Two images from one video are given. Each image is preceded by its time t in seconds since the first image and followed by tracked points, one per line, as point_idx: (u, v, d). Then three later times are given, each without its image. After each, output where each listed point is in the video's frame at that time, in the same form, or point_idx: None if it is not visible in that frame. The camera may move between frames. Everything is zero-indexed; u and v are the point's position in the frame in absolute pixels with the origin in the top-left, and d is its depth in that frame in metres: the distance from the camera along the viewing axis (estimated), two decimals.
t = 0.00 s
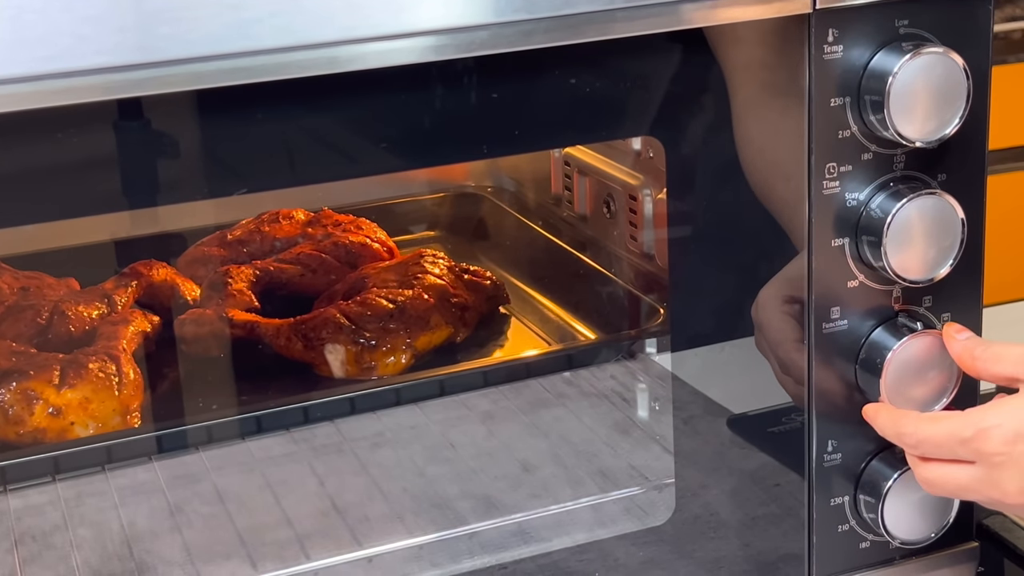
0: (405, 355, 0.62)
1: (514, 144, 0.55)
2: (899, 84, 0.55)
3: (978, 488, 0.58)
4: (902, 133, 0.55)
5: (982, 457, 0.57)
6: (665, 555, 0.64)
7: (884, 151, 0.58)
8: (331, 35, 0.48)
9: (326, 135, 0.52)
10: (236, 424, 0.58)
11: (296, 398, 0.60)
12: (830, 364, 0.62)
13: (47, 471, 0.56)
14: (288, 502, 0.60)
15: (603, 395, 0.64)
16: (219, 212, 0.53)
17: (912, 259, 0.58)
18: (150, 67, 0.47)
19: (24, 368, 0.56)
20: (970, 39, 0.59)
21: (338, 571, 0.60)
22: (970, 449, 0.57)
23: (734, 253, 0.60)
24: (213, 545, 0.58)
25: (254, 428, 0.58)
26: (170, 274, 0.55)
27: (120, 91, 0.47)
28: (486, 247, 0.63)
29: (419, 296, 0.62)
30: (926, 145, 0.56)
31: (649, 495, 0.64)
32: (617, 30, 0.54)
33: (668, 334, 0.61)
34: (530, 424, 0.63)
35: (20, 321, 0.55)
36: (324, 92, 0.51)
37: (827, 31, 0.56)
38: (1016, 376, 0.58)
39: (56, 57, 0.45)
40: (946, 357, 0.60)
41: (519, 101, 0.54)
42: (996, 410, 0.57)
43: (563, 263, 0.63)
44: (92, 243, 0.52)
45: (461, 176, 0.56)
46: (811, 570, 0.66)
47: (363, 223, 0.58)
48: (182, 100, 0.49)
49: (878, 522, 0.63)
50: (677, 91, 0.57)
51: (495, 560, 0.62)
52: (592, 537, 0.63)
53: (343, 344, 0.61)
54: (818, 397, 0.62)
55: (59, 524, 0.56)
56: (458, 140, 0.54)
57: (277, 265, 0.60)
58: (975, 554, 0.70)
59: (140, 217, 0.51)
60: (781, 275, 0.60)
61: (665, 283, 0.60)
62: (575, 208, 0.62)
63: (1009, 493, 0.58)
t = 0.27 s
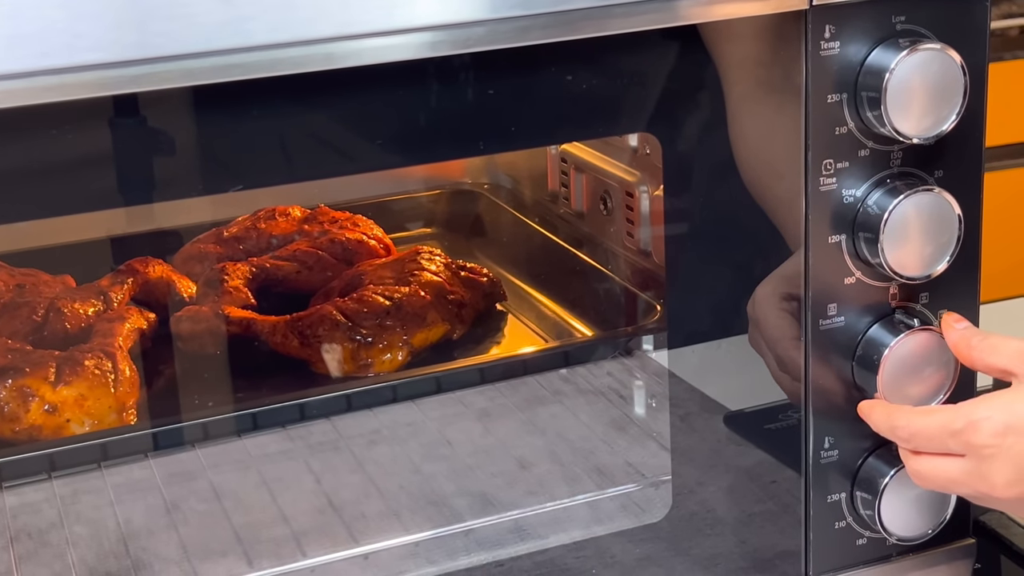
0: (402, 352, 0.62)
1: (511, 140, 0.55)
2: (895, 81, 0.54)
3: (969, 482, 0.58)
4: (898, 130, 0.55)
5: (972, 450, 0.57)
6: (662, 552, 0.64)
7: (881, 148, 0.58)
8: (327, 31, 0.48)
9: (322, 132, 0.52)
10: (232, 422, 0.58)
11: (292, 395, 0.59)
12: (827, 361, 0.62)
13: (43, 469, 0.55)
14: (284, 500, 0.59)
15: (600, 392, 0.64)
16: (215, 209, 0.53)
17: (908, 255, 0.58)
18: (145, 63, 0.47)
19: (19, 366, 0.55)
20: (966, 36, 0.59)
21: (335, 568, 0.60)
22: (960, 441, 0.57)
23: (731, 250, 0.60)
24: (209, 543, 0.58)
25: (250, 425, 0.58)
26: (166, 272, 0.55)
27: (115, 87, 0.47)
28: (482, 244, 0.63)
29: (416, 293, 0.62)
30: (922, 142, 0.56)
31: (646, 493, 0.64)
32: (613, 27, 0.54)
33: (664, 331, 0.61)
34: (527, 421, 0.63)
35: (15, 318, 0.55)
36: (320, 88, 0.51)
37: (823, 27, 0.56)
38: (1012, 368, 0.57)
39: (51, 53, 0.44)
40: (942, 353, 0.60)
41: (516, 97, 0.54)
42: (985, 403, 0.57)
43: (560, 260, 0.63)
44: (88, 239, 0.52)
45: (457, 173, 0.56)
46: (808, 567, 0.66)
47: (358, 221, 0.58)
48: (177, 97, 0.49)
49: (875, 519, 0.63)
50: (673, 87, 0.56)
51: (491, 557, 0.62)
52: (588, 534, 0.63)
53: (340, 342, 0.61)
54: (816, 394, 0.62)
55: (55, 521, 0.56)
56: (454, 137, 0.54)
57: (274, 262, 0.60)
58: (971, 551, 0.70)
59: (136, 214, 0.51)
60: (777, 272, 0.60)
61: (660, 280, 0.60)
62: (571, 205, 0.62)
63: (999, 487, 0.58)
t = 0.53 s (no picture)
0: (403, 352, 0.62)
1: (512, 139, 0.55)
2: (897, 80, 0.54)
3: (963, 481, 0.58)
4: (900, 129, 0.55)
5: (967, 448, 0.57)
6: (664, 551, 0.64)
7: (882, 147, 0.58)
8: (328, 31, 0.48)
9: (324, 131, 0.52)
10: (234, 421, 0.58)
11: (294, 394, 0.59)
12: (829, 359, 0.62)
13: (45, 468, 0.56)
14: (286, 499, 0.59)
15: (601, 391, 0.64)
16: (217, 207, 0.53)
17: (910, 255, 0.58)
18: (146, 62, 0.47)
19: (21, 365, 0.55)
20: (967, 34, 0.59)
21: (337, 567, 0.60)
22: (956, 438, 0.57)
23: (732, 249, 0.60)
24: (211, 542, 0.58)
25: (252, 424, 0.58)
26: (167, 271, 0.55)
27: (117, 87, 0.47)
28: (484, 243, 0.63)
29: (417, 292, 0.62)
30: (924, 141, 0.56)
31: (647, 491, 0.64)
32: (615, 26, 0.54)
33: (666, 329, 0.61)
34: (528, 420, 0.63)
35: (17, 318, 0.55)
36: (321, 88, 0.51)
37: (824, 26, 0.56)
38: (1011, 372, 0.58)
39: (53, 53, 0.44)
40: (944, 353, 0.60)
41: (517, 96, 0.54)
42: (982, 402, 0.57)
43: (561, 259, 0.63)
44: (90, 239, 0.52)
45: (459, 172, 0.56)
46: (810, 566, 0.66)
47: (360, 219, 0.58)
48: (179, 96, 0.49)
49: (877, 518, 0.63)
50: (674, 86, 0.56)
51: (493, 556, 0.62)
52: (590, 532, 0.63)
53: (341, 341, 0.61)
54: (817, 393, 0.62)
55: (58, 520, 0.56)
56: (456, 136, 0.54)
57: (275, 261, 0.61)
58: (973, 549, 0.70)
59: (138, 213, 0.51)
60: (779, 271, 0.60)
61: (663, 280, 0.60)
62: (573, 204, 0.62)
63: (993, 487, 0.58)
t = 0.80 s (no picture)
0: (400, 351, 0.62)
1: (509, 138, 0.55)
2: (893, 78, 0.54)
3: (956, 475, 0.58)
4: (897, 128, 0.55)
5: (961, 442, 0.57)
6: (661, 550, 0.64)
7: (879, 145, 0.58)
8: (324, 29, 0.48)
9: (321, 130, 0.52)
10: (231, 420, 0.58)
11: (290, 393, 0.59)
12: (826, 358, 0.62)
13: (41, 467, 0.56)
14: (283, 498, 0.59)
15: (598, 390, 0.64)
16: (213, 206, 0.53)
17: (906, 253, 0.58)
18: (142, 61, 0.47)
19: (18, 364, 0.55)
20: (964, 33, 0.59)
21: (333, 567, 0.60)
22: (950, 432, 0.57)
23: (729, 248, 0.60)
24: (208, 541, 0.58)
25: (248, 424, 0.58)
26: (164, 270, 0.55)
27: (113, 86, 0.47)
28: (480, 242, 0.62)
29: (414, 291, 0.62)
30: (920, 139, 0.56)
31: (644, 491, 0.64)
32: (611, 25, 0.54)
33: (663, 328, 0.61)
34: (525, 419, 0.63)
35: (13, 317, 0.54)
36: (317, 86, 0.51)
37: (821, 25, 0.56)
38: (1007, 369, 0.57)
39: (48, 52, 0.44)
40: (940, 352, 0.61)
41: (514, 95, 0.54)
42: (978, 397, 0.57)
43: (558, 258, 0.63)
44: (86, 240, 0.52)
45: (455, 171, 0.56)
46: (807, 565, 0.66)
47: (357, 218, 0.58)
48: (175, 95, 0.49)
49: (874, 516, 0.63)
50: (671, 85, 0.56)
51: (490, 555, 0.61)
52: (587, 532, 0.63)
53: (338, 340, 0.61)
54: (814, 392, 0.62)
55: (54, 520, 0.56)
56: (452, 135, 0.54)
57: (272, 261, 0.60)
58: (970, 548, 0.70)
59: (135, 213, 0.51)
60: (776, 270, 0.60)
61: (659, 279, 0.60)
62: (569, 203, 0.62)
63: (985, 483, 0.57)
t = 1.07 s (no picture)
0: (398, 351, 0.62)
1: (506, 138, 0.55)
2: (891, 78, 0.54)
3: (954, 448, 0.56)
4: (895, 127, 0.55)
5: (963, 410, 0.56)
6: (658, 551, 0.64)
7: (877, 145, 0.58)
8: (322, 30, 0.48)
9: (318, 131, 0.52)
10: (228, 421, 0.58)
11: (288, 394, 0.59)
12: (824, 358, 0.62)
13: (38, 469, 0.55)
14: (280, 498, 0.59)
15: (596, 390, 0.64)
16: (210, 207, 0.53)
17: (904, 253, 0.58)
18: (139, 62, 0.47)
19: (14, 365, 0.55)
20: (961, 32, 0.59)
21: (331, 568, 0.60)
22: (953, 399, 0.56)
23: (726, 248, 0.60)
24: (206, 542, 0.58)
25: (246, 424, 0.58)
26: (161, 271, 0.55)
27: (110, 86, 0.47)
28: (478, 242, 0.63)
29: (412, 292, 0.62)
30: (918, 139, 0.56)
31: (642, 491, 0.64)
32: (609, 25, 0.54)
33: (660, 328, 0.61)
34: (523, 420, 0.63)
35: (10, 319, 0.54)
36: (314, 87, 0.51)
37: (819, 25, 0.56)
38: (1012, 359, 0.58)
39: (45, 53, 0.44)
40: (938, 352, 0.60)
41: (512, 95, 0.54)
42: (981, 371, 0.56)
43: (556, 258, 0.63)
44: (84, 240, 0.52)
45: (453, 171, 0.56)
46: (805, 565, 0.66)
47: (355, 218, 0.58)
48: (172, 96, 0.49)
49: (872, 517, 0.63)
50: (669, 85, 0.56)
51: (488, 555, 0.61)
52: (585, 532, 0.63)
53: (336, 340, 0.61)
54: (812, 392, 0.62)
55: (51, 521, 0.56)
56: (450, 135, 0.54)
57: (270, 261, 0.60)
58: (968, 548, 0.70)
59: (132, 213, 0.51)
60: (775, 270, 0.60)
61: (657, 279, 0.60)
62: (567, 203, 0.62)
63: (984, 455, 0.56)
